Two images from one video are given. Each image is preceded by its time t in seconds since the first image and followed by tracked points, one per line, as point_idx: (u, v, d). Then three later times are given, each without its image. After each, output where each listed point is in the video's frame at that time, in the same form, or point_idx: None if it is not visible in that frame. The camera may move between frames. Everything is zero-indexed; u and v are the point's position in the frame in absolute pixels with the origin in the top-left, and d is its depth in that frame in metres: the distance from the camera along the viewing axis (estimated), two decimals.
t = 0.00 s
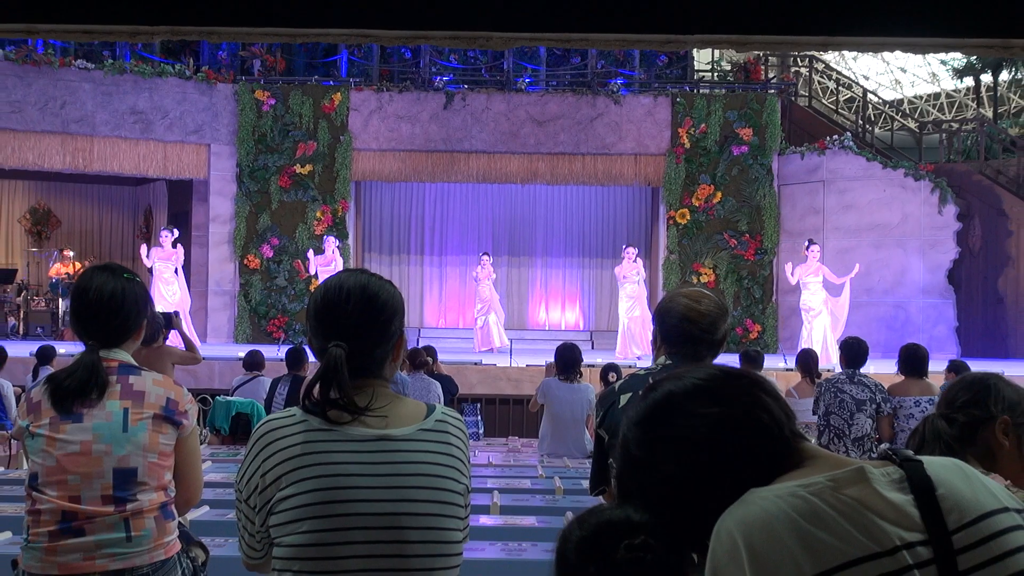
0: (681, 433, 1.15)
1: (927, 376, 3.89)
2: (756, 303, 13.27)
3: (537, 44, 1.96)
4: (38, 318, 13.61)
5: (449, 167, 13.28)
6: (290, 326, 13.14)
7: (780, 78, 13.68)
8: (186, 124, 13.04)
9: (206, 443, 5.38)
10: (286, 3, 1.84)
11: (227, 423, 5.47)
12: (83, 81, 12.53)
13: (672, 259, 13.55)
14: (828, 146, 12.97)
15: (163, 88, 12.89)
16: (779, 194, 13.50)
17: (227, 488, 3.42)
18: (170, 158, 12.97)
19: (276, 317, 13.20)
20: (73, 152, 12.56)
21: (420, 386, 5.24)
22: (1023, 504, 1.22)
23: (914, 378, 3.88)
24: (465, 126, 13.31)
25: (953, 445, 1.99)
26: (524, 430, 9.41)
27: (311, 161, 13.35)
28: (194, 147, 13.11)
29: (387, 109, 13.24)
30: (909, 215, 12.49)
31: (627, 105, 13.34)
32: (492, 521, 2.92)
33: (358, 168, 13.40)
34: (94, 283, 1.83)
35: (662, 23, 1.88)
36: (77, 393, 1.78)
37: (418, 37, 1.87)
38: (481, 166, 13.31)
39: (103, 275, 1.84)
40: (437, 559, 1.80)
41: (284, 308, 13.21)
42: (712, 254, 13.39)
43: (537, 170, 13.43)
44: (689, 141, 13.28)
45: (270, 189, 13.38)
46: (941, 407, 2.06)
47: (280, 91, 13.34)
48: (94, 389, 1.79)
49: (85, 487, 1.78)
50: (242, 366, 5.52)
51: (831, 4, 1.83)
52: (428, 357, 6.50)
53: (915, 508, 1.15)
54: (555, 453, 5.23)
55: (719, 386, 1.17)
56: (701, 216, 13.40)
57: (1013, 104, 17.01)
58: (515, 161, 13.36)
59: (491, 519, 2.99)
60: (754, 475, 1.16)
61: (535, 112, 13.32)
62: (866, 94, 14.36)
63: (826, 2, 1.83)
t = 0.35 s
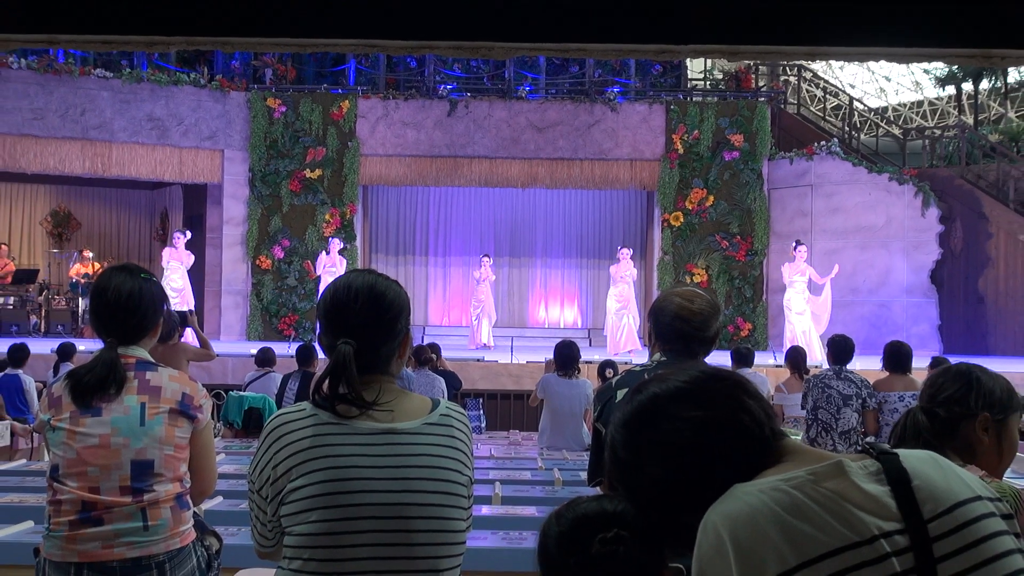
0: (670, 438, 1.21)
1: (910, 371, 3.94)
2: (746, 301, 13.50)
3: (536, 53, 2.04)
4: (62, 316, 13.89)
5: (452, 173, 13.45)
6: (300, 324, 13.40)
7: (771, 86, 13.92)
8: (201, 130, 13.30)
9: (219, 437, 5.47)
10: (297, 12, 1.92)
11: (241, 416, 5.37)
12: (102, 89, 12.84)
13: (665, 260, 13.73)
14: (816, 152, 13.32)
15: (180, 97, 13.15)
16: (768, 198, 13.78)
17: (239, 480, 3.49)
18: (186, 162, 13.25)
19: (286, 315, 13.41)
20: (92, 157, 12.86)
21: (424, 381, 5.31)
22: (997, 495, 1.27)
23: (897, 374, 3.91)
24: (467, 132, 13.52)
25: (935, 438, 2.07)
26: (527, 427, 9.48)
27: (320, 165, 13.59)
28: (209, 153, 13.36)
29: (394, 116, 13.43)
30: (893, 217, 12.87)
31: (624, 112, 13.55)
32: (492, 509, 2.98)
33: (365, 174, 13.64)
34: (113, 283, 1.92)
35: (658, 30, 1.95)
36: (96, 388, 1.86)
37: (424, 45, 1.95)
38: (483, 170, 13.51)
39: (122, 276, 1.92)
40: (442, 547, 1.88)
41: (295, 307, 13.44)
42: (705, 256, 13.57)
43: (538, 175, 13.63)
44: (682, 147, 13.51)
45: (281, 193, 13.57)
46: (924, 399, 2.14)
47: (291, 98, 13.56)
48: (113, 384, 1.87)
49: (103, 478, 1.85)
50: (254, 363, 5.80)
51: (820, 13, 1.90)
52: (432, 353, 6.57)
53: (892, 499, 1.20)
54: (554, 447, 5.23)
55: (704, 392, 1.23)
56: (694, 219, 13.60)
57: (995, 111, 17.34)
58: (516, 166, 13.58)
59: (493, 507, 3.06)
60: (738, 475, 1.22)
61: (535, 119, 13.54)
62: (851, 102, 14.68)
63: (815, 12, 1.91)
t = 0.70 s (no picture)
0: (660, 436, 1.25)
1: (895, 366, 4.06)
2: (738, 301, 13.71)
3: (538, 62, 2.13)
4: (84, 314, 14.05)
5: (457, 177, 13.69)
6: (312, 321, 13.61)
7: (762, 93, 14.12)
8: (218, 136, 13.50)
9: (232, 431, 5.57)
10: (312, 22, 2.00)
11: (254, 410, 5.57)
12: (122, 97, 12.98)
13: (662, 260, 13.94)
14: (805, 156, 13.48)
15: (196, 104, 13.34)
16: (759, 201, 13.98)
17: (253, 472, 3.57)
18: (201, 167, 13.43)
19: (299, 313, 13.66)
20: (113, 162, 13.02)
21: (430, 376, 5.41)
22: (974, 485, 1.32)
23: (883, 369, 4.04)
24: (472, 138, 13.74)
25: (923, 432, 2.09)
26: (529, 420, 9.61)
27: (331, 169, 13.81)
28: (225, 159, 13.55)
29: (402, 123, 13.69)
30: (879, 219, 13.11)
31: (621, 120, 13.70)
32: (494, 499, 3.05)
33: (373, 178, 13.84)
34: (131, 283, 2.00)
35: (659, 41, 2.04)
36: (117, 382, 1.95)
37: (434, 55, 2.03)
38: (487, 175, 13.73)
39: (141, 275, 2.01)
40: (447, 534, 1.96)
41: (307, 305, 13.68)
42: (698, 256, 13.78)
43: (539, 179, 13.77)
44: (677, 153, 13.68)
45: (294, 197, 13.81)
46: (912, 393, 2.16)
47: (303, 106, 13.78)
48: (133, 379, 1.95)
49: (123, 468, 1.94)
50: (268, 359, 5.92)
51: (814, 23, 1.99)
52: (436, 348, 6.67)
53: (872, 489, 1.24)
54: (555, 440, 5.33)
55: (692, 393, 1.27)
56: (688, 221, 13.78)
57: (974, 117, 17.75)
58: (518, 170, 13.76)
59: (496, 497, 3.14)
60: (723, 470, 1.27)
61: (536, 126, 13.71)
62: (838, 109, 14.94)
63: (810, 22, 1.99)
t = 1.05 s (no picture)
0: (660, 422, 1.24)
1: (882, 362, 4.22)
2: (732, 299, 13.85)
3: (541, 70, 2.23)
4: (104, 311, 14.21)
5: (462, 181, 13.89)
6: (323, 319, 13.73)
7: (754, 101, 14.30)
8: (232, 141, 13.63)
9: (246, 425, 5.68)
10: (327, 35, 2.10)
11: (268, 403, 5.62)
12: (141, 104, 13.07)
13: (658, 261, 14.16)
14: (796, 160, 13.45)
15: (212, 111, 13.43)
16: (751, 204, 14.04)
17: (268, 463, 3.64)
18: (217, 172, 13.56)
19: (310, 311, 13.76)
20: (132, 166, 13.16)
21: (436, 371, 5.49)
22: (964, 479, 1.31)
23: (870, 364, 4.20)
24: (476, 143, 13.95)
25: (907, 422, 2.16)
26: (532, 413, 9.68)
27: (342, 173, 13.97)
28: (239, 163, 13.67)
29: (409, 129, 13.88)
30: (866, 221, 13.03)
31: (619, 125, 13.92)
32: (498, 488, 3.16)
33: (382, 182, 14.06)
34: (152, 281, 2.09)
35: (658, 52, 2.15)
36: (137, 376, 2.03)
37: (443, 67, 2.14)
38: (490, 179, 13.93)
39: (160, 274, 2.10)
40: (454, 522, 2.05)
41: (318, 303, 13.78)
42: (693, 257, 13.98)
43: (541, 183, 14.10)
44: (673, 157, 13.87)
45: (305, 199, 13.95)
46: (900, 386, 2.23)
47: (315, 112, 13.94)
48: (152, 373, 2.04)
49: (143, 459, 2.03)
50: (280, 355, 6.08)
51: (805, 37, 2.09)
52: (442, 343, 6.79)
53: (862, 478, 1.24)
54: (555, 432, 5.45)
55: (693, 377, 1.25)
56: (683, 223, 13.98)
57: (956, 124, 18.08)
58: (521, 175, 13.99)
59: (501, 487, 3.24)
60: (722, 457, 1.26)
61: (538, 131, 13.95)
62: (828, 115, 15.17)
63: (801, 35, 2.09)
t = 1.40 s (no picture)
0: (670, 400, 1.22)
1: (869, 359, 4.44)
2: (725, 298, 13.95)
3: (543, 78, 2.34)
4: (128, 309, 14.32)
5: (467, 185, 14.02)
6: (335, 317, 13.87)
7: (746, 108, 14.44)
8: (247, 147, 13.78)
9: (261, 419, 5.80)
10: (336, 46, 2.22)
11: (282, 397, 5.71)
12: (161, 112, 13.18)
13: (653, 261, 14.34)
14: (787, 165, 13.58)
15: (228, 118, 13.60)
16: (744, 208, 14.08)
17: (280, 455, 3.74)
18: (233, 176, 13.72)
19: (322, 309, 13.94)
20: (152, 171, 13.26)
21: (442, 366, 5.52)
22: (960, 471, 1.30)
23: (858, 361, 4.41)
24: (481, 149, 14.11)
25: (895, 415, 2.23)
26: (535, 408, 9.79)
27: (352, 177, 14.12)
28: (254, 168, 13.83)
29: (417, 135, 14.04)
30: (854, 223, 13.21)
31: (617, 132, 14.08)
32: (504, 480, 3.26)
33: (392, 186, 14.22)
34: (169, 281, 2.18)
35: (650, 61, 2.25)
36: (156, 372, 2.12)
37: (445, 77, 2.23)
38: (495, 183, 14.08)
39: (177, 275, 2.19)
40: (463, 509, 2.15)
41: (329, 302, 13.96)
42: (688, 257, 14.12)
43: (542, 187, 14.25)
44: (669, 162, 14.03)
45: (317, 203, 14.10)
46: (889, 381, 2.30)
47: (326, 119, 14.08)
48: (170, 369, 2.13)
49: (162, 451, 2.12)
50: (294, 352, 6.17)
51: (790, 48, 2.18)
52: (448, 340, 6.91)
53: (862, 470, 1.23)
54: (557, 425, 5.59)
55: (702, 359, 1.22)
56: (679, 225, 14.11)
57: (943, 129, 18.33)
58: (524, 179, 14.13)
59: (504, 478, 3.34)
60: (727, 441, 1.24)
61: (540, 137, 14.10)
62: (816, 120, 15.36)
63: (786, 46, 2.19)
